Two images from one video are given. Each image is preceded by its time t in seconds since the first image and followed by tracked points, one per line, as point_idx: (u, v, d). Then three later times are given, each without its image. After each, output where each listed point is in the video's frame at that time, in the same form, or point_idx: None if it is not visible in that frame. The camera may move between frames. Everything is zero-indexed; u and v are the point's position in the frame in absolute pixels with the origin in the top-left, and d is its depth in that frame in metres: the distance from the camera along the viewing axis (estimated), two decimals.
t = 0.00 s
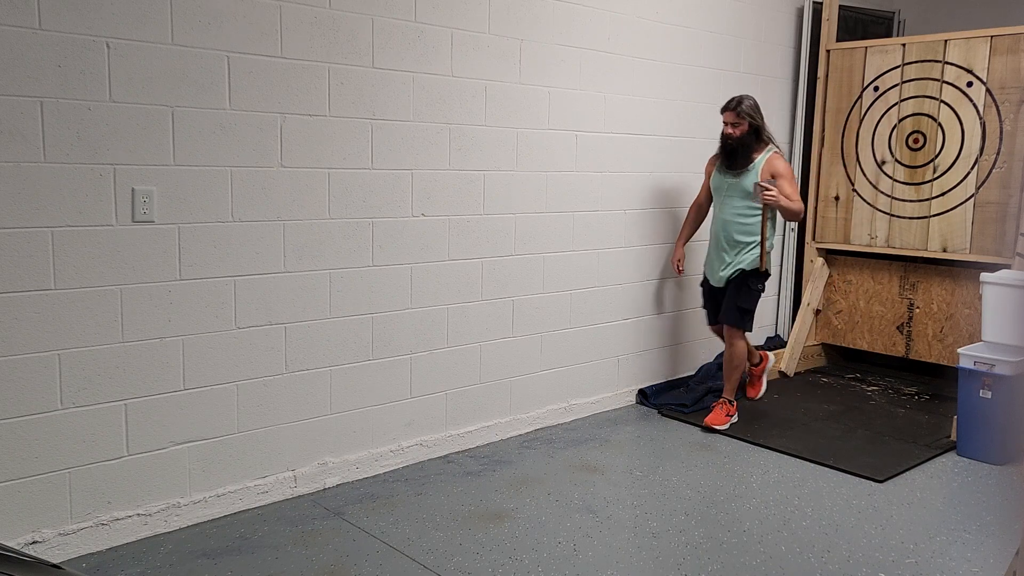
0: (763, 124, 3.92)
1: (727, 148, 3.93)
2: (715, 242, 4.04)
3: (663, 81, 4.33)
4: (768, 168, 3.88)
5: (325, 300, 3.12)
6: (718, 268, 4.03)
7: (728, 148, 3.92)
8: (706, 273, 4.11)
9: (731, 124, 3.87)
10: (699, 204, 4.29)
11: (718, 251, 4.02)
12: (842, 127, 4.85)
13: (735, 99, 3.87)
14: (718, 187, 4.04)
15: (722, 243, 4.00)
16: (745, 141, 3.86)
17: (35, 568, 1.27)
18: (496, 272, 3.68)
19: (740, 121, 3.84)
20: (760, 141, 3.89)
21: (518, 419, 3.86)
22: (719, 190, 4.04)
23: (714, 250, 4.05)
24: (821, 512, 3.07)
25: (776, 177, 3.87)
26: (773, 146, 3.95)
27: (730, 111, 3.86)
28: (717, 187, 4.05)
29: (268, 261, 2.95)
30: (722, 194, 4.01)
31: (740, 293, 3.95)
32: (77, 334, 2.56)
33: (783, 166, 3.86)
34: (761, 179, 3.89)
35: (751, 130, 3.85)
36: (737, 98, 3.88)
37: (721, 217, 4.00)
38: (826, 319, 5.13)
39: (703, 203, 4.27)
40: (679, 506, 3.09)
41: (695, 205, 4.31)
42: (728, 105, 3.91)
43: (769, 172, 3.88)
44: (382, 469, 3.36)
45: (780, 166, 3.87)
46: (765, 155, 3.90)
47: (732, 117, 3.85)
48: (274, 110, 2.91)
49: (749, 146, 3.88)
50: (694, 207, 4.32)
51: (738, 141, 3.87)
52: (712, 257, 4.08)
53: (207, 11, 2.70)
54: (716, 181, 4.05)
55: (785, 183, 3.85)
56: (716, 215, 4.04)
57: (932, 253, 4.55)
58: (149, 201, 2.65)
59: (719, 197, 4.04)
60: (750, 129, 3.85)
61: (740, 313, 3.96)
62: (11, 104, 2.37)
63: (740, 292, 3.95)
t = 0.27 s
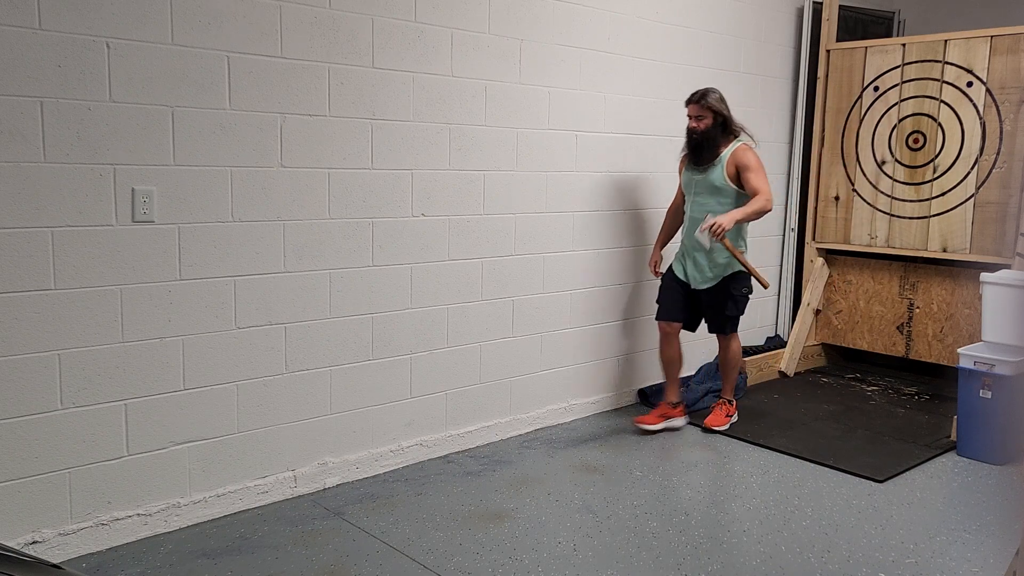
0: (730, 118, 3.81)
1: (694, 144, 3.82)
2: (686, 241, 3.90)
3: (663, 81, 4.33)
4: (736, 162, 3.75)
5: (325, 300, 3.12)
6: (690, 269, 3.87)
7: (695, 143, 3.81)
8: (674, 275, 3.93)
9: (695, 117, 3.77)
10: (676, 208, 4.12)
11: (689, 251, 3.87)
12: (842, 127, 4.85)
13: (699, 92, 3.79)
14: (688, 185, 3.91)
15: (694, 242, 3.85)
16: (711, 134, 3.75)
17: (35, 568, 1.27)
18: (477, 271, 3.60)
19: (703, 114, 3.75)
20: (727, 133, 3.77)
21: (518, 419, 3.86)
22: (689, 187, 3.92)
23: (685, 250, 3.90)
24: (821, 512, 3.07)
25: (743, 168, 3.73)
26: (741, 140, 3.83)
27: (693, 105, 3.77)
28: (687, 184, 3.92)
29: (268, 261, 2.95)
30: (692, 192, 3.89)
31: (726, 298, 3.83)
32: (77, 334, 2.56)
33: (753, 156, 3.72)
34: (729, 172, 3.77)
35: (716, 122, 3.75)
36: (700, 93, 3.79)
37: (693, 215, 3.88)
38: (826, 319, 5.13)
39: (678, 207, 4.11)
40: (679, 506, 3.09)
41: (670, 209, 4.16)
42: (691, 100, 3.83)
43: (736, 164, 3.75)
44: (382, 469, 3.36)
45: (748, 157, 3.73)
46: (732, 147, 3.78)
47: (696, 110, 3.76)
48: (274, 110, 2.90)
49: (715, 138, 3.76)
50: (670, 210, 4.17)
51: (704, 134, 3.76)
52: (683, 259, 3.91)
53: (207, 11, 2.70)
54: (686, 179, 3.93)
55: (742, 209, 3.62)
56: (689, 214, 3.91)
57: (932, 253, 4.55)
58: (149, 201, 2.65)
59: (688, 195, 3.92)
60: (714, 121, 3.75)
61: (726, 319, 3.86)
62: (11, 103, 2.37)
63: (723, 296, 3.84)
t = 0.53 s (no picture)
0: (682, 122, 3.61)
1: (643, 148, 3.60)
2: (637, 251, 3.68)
3: (663, 81, 4.33)
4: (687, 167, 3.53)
5: (325, 300, 3.12)
6: (640, 281, 3.64)
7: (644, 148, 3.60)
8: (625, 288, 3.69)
9: (643, 121, 3.57)
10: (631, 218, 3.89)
11: (640, 261, 3.64)
12: (842, 127, 4.85)
13: (647, 95, 3.58)
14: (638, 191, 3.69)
15: (645, 252, 3.63)
16: (661, 139, 3.55)
17: (35, 568, 1.27)
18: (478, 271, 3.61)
19: (653, 117, 3.54)
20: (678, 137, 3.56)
21: (518, 420, 3.86)
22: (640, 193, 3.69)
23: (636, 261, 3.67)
24: (821, 513, 3.07)
25: (696, 176, 3.51)
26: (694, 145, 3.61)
27: (642, 109, 3.56)
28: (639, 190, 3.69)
29: (268, 261, 2.95)
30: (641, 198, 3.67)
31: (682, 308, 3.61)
32: (77, 334, 2.56)
33: (705, 162, 3.50)
34: (682, 178, 3.55)
35: (665, 126, 3.55)
36: (648, 95, 3.59)
37: (643, 223, 3.66)
38: (826, 319, 5.13)
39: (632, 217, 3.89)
40: (679, 506, 3.09)
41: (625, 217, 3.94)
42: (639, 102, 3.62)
43: (689, 171, 3.53)
44: (382, 469, 3.36)
45: (700, 163, 3.50)
46: (682, 152, 3.55)
47: (645, 114, 3.56)
48: (274, 110, 2.90)
49: (666, 143, 3.55)
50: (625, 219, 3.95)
51: (654, 139, 3.56)
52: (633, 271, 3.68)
53: (207, 11, 2.70)
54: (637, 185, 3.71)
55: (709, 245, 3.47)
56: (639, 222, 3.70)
57: (932, 253, 4.55)
58: (149, 201, 2.65)
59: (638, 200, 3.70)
60: (664, 125, 3.54)
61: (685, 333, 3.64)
62: (11, 104, 2.37)
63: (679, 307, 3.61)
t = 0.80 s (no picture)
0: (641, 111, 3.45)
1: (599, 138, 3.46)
2: (592, 244, 3.57)
3: (663, 81, 4.32)
4: (647, 159, 3.39)
5: (325, 300, 3.12)
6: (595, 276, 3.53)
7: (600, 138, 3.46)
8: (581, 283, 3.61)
9: (600, 110, 3.42)
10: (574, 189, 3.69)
11: (595, 256, 3.53)
12: (842, 127, 4.85)
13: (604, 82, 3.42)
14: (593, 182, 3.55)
15: (599, 246, 3.52)
16: (617, 129, 3.40)
17: (34, 568, 1.27)
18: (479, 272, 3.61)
19: (610, 106, 3.39)
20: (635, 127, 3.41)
21: (518, 420, 3.86)
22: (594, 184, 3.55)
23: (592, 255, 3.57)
24: (821, 513, 3.07)
25: (656, 170, 3.38)
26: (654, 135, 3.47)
27: (599, 97, 3.41)
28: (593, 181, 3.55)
29: (269, 261, 2.95)
30: (596, 189, 3.54)
31: (616, 303, 3.45)
32: (77, 334, 2.56)
33: (666, 154, 3.36)
34: (639, 171, 3.41)
35: (622, 116, 3.40)
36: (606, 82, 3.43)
37: (597, 216, 3.53)
38: (826, 319, 5.13)
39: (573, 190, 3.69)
40: (679, 506, 3.09)
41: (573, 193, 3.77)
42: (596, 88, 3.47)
43: (647, 164, 3.39)
44: (382, 469, 3.36)
45: (660, 155, 3.36)
46: (641, 143, 3.41)
47: (602, 103, 3.40)
48: (275, 110, 2.90)
49: (622, 132, 3.40)
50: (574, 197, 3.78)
51: (610, 128, 3.41)
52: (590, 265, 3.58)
53: (206, 11, 2.70)
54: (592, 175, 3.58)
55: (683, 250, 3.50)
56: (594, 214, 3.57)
57: (932, 253, 4.54)
58: (149, 201, 2.65)
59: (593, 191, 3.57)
60: (621, 115, 3.40)
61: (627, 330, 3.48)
62: (11, 103, 2.37)
63: (619, 305, 3.44)
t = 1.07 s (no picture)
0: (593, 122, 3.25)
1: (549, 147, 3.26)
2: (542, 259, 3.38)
3: (663, 81, 4.32)
4: (602, 172, 3.20)
5: (326, 300, 3.12)
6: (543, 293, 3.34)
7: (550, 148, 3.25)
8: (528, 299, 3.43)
9: (549, 121, 3.21)
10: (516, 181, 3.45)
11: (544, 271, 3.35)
12: (842, 127, 4.85)
13: (555, 89, 3.21)
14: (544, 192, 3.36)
15: (548, 261, 3.33)
16: (567, 140, 3.19)
17: (33, 568, 1.28)
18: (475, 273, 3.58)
19: (558, 117, 3.18)
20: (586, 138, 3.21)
21: (518, 420, 3.86)
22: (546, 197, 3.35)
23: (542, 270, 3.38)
24: (821, 513, 3.07)
25: (610, 184, 3.19)
26: (608, 146, 3.27)
27: (548, 105, 3.20)
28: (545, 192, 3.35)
29: (269, 261, 2.95)
30: (547, 201, 3.34)
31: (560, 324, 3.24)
32: (77, 334, 2.56)
33: (622, 167, 3.17)
34: (592, 184, 3.22)
35: (572, 127, 3.19)
36: (557, 88, 3.22)
37: (550, 230, 3.33)
38: (826, 319, 5.13)
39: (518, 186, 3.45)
40: (679, 506, 3.09)
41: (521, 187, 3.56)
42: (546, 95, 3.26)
43: (600, 177, 3.20)
44: (382, 470, 3.36)
45: (615, 167, 3.17)
46: (595, 156, 3.22)
47: (551, 112, 3.19)
48: (274, 110, 2.90)
49: (572, 144, 3.19)
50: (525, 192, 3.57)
51: (559, 139, 3.21)
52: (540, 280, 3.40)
53: (206, 11, 2.70)
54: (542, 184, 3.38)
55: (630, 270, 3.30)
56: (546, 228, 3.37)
57: (932, 253, 4.54)
58: (149, 201, 2.65)
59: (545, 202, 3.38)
60: (571, 126, 3.19)
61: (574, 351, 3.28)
62: (11, 103, 2.37)
63: (562, 325, 3.24)
